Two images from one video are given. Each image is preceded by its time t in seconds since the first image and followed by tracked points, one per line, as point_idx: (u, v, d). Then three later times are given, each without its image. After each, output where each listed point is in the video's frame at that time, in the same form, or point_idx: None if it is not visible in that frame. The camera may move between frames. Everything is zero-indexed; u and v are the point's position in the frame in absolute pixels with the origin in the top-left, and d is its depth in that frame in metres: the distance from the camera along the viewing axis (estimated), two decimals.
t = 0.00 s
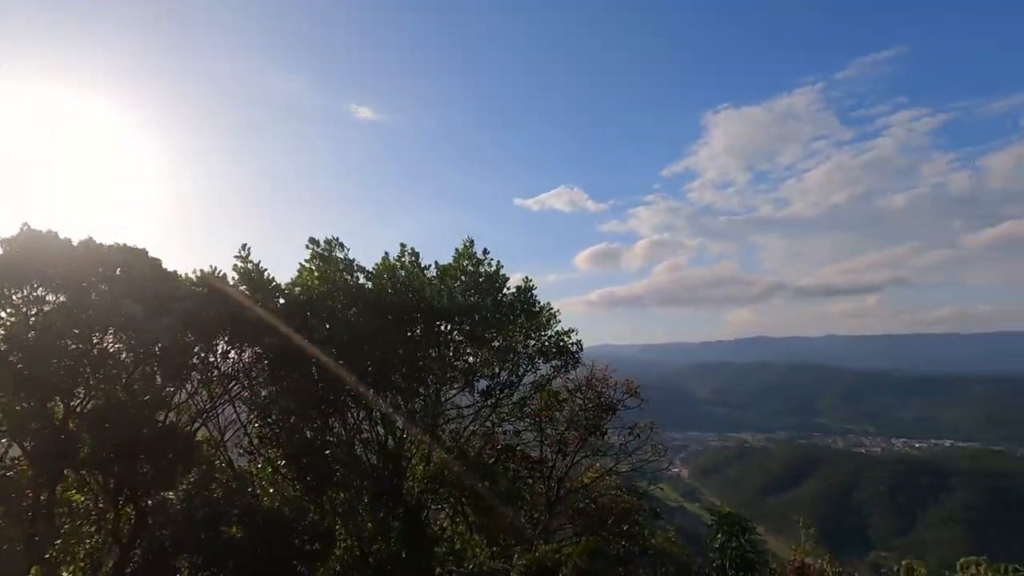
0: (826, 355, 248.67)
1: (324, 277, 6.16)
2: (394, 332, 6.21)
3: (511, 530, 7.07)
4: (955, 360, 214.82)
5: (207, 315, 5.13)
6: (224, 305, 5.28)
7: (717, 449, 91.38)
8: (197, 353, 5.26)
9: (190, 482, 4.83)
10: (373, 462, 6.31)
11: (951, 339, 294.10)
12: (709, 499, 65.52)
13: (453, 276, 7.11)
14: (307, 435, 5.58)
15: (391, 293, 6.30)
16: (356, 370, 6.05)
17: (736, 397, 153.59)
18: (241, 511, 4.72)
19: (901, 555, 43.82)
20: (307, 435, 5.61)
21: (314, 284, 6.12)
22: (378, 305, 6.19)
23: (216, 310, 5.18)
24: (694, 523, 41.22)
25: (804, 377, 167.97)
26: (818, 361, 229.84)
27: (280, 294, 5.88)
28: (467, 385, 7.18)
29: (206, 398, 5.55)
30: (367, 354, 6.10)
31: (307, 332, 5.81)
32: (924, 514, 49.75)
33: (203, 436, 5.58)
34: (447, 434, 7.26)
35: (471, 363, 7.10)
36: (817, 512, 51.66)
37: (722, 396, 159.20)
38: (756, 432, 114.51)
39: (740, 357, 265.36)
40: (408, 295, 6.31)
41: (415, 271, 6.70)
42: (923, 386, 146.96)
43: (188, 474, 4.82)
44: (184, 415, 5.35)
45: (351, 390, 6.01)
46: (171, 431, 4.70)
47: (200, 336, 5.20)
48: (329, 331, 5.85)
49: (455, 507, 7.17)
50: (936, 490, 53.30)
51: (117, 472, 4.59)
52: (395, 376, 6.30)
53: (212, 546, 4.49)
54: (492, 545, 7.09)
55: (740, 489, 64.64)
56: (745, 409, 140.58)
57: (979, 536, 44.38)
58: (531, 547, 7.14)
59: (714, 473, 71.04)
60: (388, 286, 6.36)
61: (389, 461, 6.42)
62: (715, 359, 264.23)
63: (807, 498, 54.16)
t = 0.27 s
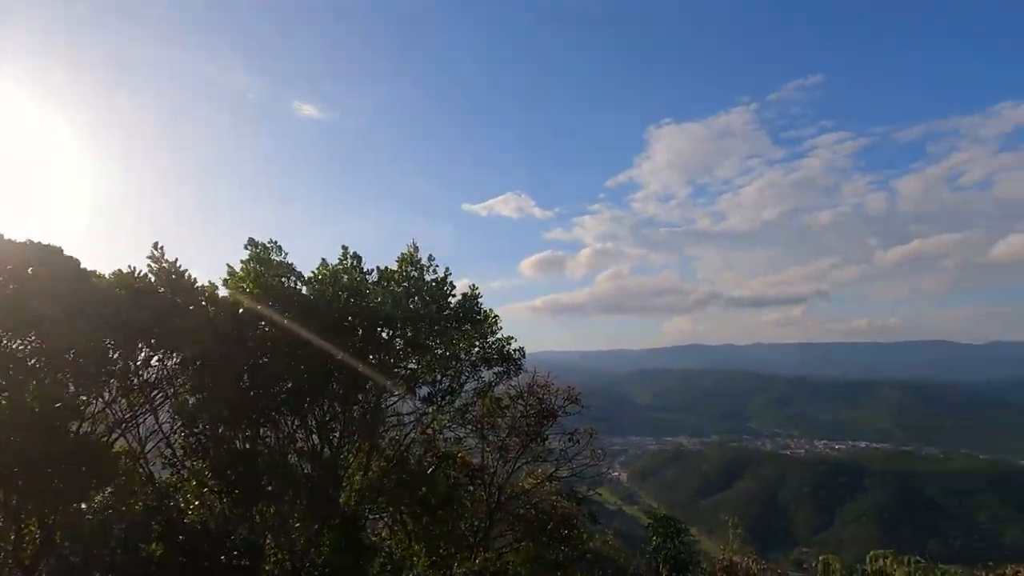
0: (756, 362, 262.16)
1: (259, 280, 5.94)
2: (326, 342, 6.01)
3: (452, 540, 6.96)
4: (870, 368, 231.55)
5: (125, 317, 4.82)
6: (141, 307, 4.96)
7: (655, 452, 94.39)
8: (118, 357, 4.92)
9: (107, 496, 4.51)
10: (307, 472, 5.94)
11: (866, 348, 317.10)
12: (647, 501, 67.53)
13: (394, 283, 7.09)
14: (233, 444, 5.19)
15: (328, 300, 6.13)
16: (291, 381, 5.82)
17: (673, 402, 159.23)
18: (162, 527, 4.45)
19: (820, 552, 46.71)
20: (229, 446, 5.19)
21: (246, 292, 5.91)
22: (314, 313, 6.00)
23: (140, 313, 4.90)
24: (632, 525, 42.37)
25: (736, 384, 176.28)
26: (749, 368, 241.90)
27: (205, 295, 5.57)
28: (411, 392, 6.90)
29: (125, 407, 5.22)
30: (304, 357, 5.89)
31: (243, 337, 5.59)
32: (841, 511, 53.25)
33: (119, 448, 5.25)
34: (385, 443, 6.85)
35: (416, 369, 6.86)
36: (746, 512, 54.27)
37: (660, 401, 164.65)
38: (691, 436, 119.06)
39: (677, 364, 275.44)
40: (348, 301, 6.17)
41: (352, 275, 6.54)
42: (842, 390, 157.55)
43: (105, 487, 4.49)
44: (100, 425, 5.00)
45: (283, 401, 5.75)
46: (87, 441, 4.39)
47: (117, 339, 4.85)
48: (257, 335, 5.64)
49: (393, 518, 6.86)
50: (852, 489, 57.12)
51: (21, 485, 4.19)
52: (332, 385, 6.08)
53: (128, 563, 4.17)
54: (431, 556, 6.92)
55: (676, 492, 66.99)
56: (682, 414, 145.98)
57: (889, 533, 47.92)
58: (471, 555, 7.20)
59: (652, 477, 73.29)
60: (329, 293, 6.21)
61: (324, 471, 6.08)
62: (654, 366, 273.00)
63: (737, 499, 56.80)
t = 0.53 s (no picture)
0: (720, 362, 268.75)
1: (214, 279, 5.79)
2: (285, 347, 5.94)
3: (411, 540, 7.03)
4: (828, 368, 240.32)
5: (63, 317, 4.54)
6: (83, 309, 4.72)
7: (623, 451, 95.78)
8: (59, 359, 4.71)
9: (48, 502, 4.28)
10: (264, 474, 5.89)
11: (825, 349, 328.40)
12: (614, 499, 68.46)
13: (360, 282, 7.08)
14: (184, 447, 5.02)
15: (290, 303, 6.14)
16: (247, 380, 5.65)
17: (641, 403, 161.88)
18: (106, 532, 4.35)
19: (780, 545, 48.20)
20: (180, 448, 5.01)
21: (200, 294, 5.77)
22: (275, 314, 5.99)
23: (80, 311, 4.65)
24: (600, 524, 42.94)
25: (701, 384, 180.31)
26: (714, 368, 247.54)
27: (157, 294, 5.44)
28: (372, 392, 7.43)
29: (71, 409, 5.00)
30: (260, 358, 5.77)
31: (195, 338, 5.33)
32: (800, 505, 55.13)
33: (65, 452, 5.05)
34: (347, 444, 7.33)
35: (375, 370, 7.26)
36: (710, 508, 55.60)
37: (628, 402, 167.12)
38: (657, 435, 121.25)
39: (644, 364, 280.00)
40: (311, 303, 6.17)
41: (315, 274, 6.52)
42: (801, 389, 163.02)
43: (46, 494, 4.28)
44: (43, 428, 4.78)
45: (240, 401, 5.56)
46: (26, 446, 4.20)
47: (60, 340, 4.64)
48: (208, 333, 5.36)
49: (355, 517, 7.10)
50: (810, 484, 59.28)
51: None
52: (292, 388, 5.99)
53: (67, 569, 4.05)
54: (392, 557, 6.98)
55: (642, 489, 68.16)
56: (649, 414, 148.54)
57: (844, 526, 49.84)
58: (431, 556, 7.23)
59: (619, 476, 74.34)
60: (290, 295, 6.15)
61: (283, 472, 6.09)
62: (622, 367, 276.84)
63: (701, 495, 58.15)
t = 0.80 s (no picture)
0: (688, 363, 274.07)
1: (168, 277, 5.60)
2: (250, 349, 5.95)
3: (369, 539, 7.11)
4: (790, 368, 247.71)
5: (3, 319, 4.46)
6: (26, 306, 4.55)
7: (592, 451, 96.89)
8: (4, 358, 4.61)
9: None
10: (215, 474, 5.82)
11: (788, 349, 338.55)
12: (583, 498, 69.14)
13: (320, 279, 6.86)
14: (127, 447, 4.92)
15: (252, 299, 6.01)
16: (202, 377, 5.60)
17: (610, 403, 163.81)
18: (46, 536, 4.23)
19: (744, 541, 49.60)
20: (121, 448, 4.89)
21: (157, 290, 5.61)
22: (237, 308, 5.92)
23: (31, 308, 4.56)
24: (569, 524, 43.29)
25: (669, 384, 183.61)
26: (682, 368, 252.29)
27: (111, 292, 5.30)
28: (331, 392, 7.08)
29: (12, 412, 4.85)
30: (212, 363, 5.68)
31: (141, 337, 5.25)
32: (762, 501, 56.72)
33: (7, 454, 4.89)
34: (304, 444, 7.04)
35: (333, 369, 6.98)
36: (677, 505, 56.69)
37: (597, 402, 169.03)
38: (626, 434, 122.94)
39: (614, 365, 283.54)
40: (270, 302, 6.01)
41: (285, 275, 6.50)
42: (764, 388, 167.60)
43: None
44: None
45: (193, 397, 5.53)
46: None
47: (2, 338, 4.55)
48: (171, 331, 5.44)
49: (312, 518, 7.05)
50: (772, 480, 61.06)
51: None
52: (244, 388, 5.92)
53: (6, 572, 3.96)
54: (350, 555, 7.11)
55: (611, 488, 69.01)
56: (618, 413, 150.44)
57: (805, 521, 51.51)
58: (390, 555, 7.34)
59: (588, 475, 75.11)
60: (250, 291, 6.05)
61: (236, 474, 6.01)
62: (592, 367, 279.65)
63: (668, 493, 59.23)
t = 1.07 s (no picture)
0: (655, 363, 280.32)
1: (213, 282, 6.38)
2: (194, 349, 5.99)
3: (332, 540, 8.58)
4: (752, 368, 256.07)
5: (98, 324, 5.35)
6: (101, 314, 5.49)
7: (562, 450, 98.62)
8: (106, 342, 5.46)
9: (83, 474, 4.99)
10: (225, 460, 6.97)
11: (749, 349, 349.70)
12: (553, 497, 71.01)
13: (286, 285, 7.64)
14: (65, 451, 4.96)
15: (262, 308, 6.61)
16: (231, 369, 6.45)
17: (579, 402, 166.77)
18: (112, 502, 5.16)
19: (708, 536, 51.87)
20: (60, 453, 4.91)
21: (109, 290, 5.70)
22: (191, 310, 6.05)
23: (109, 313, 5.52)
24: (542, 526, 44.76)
25: (636, 384, 187.85)
26: (648, 368, 257.64)
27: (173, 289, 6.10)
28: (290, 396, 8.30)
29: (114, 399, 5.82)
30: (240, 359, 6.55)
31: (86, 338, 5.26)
32: (725, 497, 59.34)
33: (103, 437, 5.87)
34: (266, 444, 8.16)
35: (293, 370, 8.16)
36: (643, 501, 58.94)
37: (566, 401, 171.94)
38: (595, 433, 125.37)
39: (583, 364, 287.76)
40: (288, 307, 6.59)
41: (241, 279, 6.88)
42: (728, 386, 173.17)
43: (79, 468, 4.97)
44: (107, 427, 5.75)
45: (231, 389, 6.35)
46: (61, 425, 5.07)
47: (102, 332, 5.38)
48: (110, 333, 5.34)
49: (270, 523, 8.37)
50: (735, 477, 63.89)
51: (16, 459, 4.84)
52: (193, 392, 6.06)
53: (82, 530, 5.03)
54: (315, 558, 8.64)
55: (580, 486, 71.04)
56: (587, 412, 153.39)
57: (765, 515, 54.34)
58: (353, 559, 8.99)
59: (559, 474, 76.98)
60: (202, 294, 6.24)
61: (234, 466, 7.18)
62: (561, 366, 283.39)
63: (635, 490, 61.44)
